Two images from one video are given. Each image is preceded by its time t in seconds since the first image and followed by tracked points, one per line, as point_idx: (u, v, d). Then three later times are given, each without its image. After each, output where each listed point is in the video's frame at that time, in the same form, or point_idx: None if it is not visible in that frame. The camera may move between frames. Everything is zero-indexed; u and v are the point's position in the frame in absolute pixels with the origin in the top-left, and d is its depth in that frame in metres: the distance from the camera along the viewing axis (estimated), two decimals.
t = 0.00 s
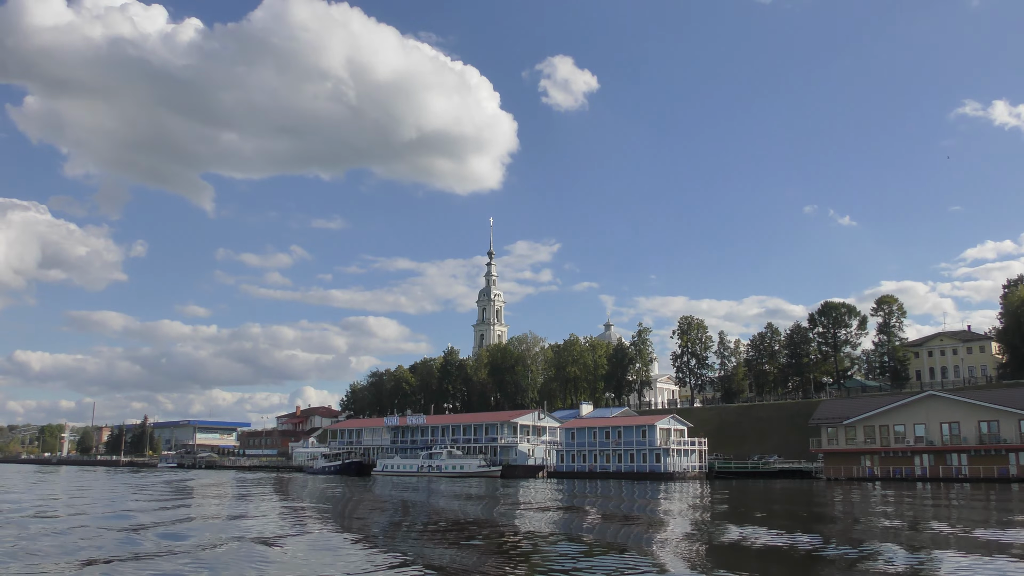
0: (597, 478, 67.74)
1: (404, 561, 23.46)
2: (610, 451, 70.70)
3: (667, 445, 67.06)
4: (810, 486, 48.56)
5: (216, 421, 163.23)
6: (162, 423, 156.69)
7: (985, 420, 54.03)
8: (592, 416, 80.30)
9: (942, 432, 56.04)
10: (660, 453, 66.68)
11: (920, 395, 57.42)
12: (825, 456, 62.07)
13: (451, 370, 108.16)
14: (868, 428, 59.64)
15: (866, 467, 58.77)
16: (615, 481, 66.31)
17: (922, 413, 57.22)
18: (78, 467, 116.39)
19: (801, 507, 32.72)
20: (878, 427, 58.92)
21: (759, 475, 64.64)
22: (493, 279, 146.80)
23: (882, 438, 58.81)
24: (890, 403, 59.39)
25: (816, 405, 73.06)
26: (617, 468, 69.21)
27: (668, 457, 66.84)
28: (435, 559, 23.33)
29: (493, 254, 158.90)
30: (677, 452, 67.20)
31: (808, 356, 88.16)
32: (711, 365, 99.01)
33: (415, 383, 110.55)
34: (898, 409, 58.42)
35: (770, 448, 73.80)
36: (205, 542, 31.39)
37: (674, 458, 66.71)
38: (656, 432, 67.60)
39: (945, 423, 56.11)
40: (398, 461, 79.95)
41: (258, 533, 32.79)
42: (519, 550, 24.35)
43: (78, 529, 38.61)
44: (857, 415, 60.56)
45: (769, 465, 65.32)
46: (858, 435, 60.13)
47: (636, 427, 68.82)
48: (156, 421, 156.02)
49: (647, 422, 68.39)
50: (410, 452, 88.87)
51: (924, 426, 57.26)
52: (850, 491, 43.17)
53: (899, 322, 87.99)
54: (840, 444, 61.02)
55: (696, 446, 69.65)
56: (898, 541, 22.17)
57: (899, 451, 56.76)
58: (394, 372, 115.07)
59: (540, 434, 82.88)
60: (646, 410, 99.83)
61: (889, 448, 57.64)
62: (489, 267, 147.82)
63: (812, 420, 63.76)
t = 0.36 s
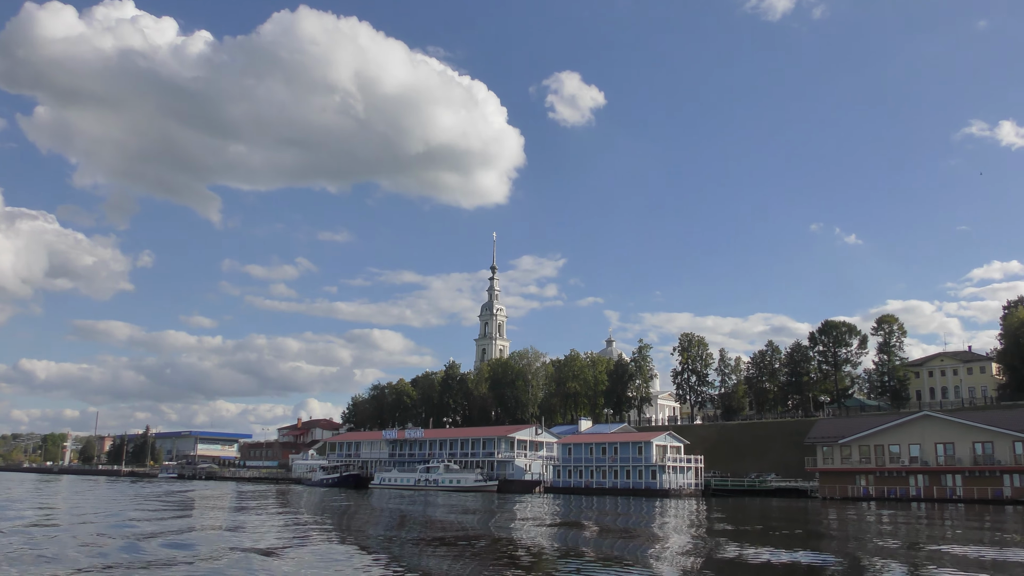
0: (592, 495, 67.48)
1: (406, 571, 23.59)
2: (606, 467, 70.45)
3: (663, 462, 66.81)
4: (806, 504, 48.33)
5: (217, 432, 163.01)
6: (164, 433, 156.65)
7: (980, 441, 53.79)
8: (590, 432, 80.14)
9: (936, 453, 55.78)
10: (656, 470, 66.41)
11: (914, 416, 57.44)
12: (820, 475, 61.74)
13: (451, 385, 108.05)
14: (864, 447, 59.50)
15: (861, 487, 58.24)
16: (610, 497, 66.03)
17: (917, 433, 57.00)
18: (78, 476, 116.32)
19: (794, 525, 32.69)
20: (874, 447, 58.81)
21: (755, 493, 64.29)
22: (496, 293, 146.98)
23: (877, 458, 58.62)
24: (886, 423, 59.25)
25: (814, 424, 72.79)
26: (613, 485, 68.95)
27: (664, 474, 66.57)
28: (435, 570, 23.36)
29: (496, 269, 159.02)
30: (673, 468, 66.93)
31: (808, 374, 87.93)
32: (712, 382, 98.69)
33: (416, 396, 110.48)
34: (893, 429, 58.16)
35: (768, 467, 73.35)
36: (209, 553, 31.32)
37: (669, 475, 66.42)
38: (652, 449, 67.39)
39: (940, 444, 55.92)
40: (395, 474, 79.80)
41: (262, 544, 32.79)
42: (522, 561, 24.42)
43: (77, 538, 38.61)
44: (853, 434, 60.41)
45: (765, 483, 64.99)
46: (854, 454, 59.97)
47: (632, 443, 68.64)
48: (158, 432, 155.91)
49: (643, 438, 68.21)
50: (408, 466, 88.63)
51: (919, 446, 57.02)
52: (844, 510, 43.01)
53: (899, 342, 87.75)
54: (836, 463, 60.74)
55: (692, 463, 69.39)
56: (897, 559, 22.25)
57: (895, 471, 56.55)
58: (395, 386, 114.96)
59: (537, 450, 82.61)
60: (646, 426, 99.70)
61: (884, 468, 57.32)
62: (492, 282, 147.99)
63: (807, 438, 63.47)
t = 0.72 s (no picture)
0: (587, 508, 67.27)
1: None
2: (601, 481, 70.26)
3: (659, 476, 66.62)
4: (801, 520, 48.12)
5: (218, 441, 162.97)
6: (165, 442, 156.70)
7: (974, 459, 53.57)
8: (587, 446, 80.00)
9: (930, 471, 55.51)
10: (652, 484, 66.20)
11: (908, 432, 57.23)
12: (815, 491, 61.31)
13: (452, 397, 108.01)
14: (858, 464, 59.16)
15: (855, 503, 57.75)
16: (605, 511, 65.84)
17: (911, 450, 56.81)
18: (78, 483, 116.39)
19: (788, 540, 32.90)
20: (868, 463, 58.56)
21: (751, 508, 63.97)
22: (498, 306, 147.17)
23: (871, 475, 58.14)
24: (881, 440, 59.00)
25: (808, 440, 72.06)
26: (609, 498, 68.74)
27: (659, 487, 66.35)
28: None
29: (498, 281, 159.24)
30: (668, 482, 66.62)
31: (807, 390, 87.74)
32: (712, 397, 98.42)
33: (417, 408, 110.47)
34: (888, 446, 57.92)
35: (766, 482, 73.02)
36: (214, 561, 31.31)
37: (665, 489, 66.19)
38: (648, 463, 67.24)
39: (933, 461, 55.73)
40: (392, 485, 79.68)
41: (263, 553, 32.82)
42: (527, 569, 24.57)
43: (73, 544, 38.74)
44: (847, 450, 60.12)
45: (761, 498, 64.68)
46: (848, 470, 59.55)
47: (628, 456, 68.49)
48: (159, 440, 155.96)
49: (639, 452, 68.07)
50: (405, 477, 88.47)
51: (913, 463, 56.79)
52: (839, 526, 42.84)
53: (898, 359, 87.57)
54: (830, 479, 60.29)
55: (687, 478, 69.13)
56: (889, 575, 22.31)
57: (888, 488, 55.99)
58: (396, 397, 114.96)
59: (534, 462, 82.40)
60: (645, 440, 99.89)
61: (878, 485, 56.82)
62: (494, 294, 148.23)
63: (803, 454, 63.22)
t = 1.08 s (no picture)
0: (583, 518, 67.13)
1: None
2: (597, 491, 70.14)
3: (654, 486, 66.48)
4: (796, 531, 47.97)
5: (218, 449, 162.98)
6: (166, 449, 156.84)
7: (968, 472, 53.52)
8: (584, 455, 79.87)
9: (924, 483, 55.46)
10: (647, 494, 66.05)
11: (902, 444, 57.10)
12: (809, 502, 60.97)
13: (452, 406, 107.96)
14: (852, 475, 58.92)
15: (850, 515, 57.65)
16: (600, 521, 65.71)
17: (905, 463, 56.67)
18: (78, 490, 116.50)
19: (782, 551, 32.96)
20: (863, 475, 58.25)
21: (747, 520, 63.73)
22: (499, 315, 147.31)
23: (866, 488, 57.96)
24: (876, 451, 58.74)
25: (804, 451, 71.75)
26: (605, 508, 68.58)
27: (654, 498, 66.18)
28: None
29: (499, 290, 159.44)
30: (663, 493, 66.46)
31: (806, 402, 87.61)
32: (712, 408, 98.28)
33: (417, 417, 110.40)
34: (882, 458, 57.70)
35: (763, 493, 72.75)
36: (214, 568, 31.21)
37: (660, 499, 66.03)
38: (644, 473, 67.12)
39: (927, 474, 55.62)
40: (389, 494, 79.60)
41: (262, 560, 32.74)
42: None
43: (69, 550, 38.89)
44: (842, 462, 59.81)
45: (757, 509, 64.47)
46: (843, 482, 59.31)
47: (624, 467, 68.36)
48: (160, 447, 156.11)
49: (635, 462, 67.95)
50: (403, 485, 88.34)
51: (907, 476, 56.58)
52: (834, 538, 42.72)
53: (897, 371, 87.42)
54: (825, 491, 60.00)
55: (683, 488, 68.95)
56: None
57: (882, 500, 55.98)
58: (396, 405, 114.94)
59: (531, 472, 82.25)
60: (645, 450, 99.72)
61: (873, 497, 56.79)
62: (495, 303, 148.42)
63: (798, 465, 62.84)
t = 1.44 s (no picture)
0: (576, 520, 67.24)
1: None
2: (592, 493, 70.21)
3: (648, 488, 66.59)
4: (787, 532, 48.03)
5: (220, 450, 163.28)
6: (167, 450, 157.16)
7: (959, 474, 53.48)
8: (580, 457, 79.96)
9: (916, 486, 55.35)
10: (641, 496, 66.15)
11: (894, 447, 57.08)
12: (803, 504, 61.08)
13: (450, 408, 108.13)
14: (845, 478, 58.96)
15: (842, 518, 57.70)
16: (594, 523, 65.82)
17: (896, 465, 56.60)
18: (78, 491, 116.85)
19: (776, 552, 33.21)
20: (855, 478, 58.31)
21: (740, 521, 63.83)
22: (498, 317, 147.36)
23: (858, 490, 58.06)
24: (868, 454, 58.75)
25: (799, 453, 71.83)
26: (599, 510, 68.66)
27: (648, 500, 66.28)
28: None
29: (499, 293, 159.39)
30: (657, 495, 66.56)
31: (803, 405, 87.62)
32: (709, 411, 98.31)
33: (416, 419, 110.53)
34: (875, 460, 57.67)
35: (757, 495, 72.86)
36: (216, 568, 31.19)
37: (654, 501, 66.17)
38: (637, 475, 67.19)
39: (918, 477, 55.55)
40: (385, 495, 79.68)
41: (261, 560, 32.78)
42: None
43: (63, 550, 39.17)
44: (835, 464, 59.84)
45: (752, 511, 64.60)
46: (835, 485, 59.36)
47: (618, 469, 68.44)
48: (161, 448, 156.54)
49: (629, 464, 68.03)
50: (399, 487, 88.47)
51: (899, 478, 56.53)
52: (826, 540, 42.82)
53: (894, 374, 87.41)
54: (818, 493, 60.09)
55: (677, 490, 69.03)
56: None
57: (874, 503, 56.03)
58: (395, 407, 115.08)
59: (526, 474, 82.31)
60: (643, 452, 99.76)
61: (865, 499, 56.89)
62: (495, 306, 148.48)
63: (791, 467, 62.92)
